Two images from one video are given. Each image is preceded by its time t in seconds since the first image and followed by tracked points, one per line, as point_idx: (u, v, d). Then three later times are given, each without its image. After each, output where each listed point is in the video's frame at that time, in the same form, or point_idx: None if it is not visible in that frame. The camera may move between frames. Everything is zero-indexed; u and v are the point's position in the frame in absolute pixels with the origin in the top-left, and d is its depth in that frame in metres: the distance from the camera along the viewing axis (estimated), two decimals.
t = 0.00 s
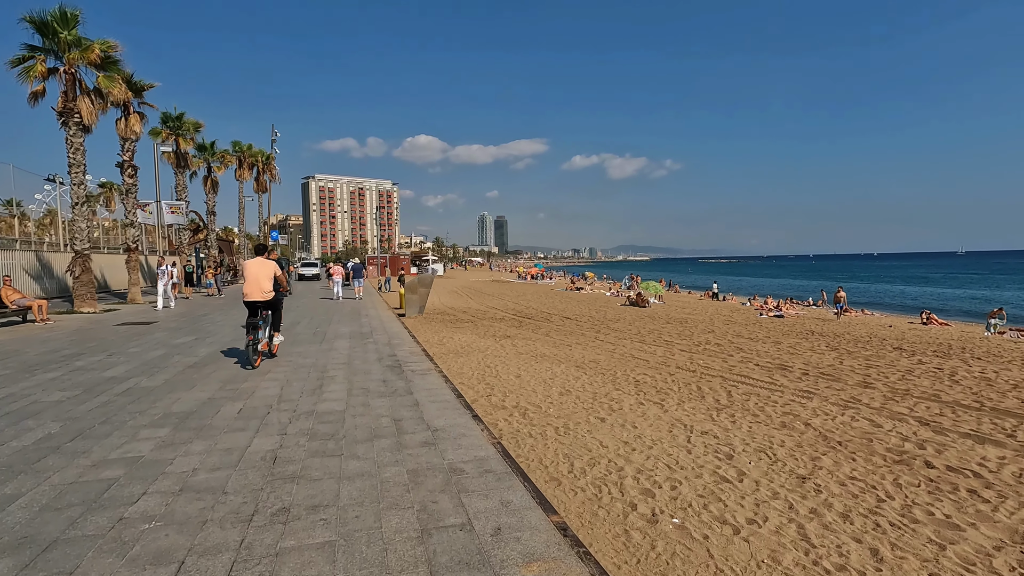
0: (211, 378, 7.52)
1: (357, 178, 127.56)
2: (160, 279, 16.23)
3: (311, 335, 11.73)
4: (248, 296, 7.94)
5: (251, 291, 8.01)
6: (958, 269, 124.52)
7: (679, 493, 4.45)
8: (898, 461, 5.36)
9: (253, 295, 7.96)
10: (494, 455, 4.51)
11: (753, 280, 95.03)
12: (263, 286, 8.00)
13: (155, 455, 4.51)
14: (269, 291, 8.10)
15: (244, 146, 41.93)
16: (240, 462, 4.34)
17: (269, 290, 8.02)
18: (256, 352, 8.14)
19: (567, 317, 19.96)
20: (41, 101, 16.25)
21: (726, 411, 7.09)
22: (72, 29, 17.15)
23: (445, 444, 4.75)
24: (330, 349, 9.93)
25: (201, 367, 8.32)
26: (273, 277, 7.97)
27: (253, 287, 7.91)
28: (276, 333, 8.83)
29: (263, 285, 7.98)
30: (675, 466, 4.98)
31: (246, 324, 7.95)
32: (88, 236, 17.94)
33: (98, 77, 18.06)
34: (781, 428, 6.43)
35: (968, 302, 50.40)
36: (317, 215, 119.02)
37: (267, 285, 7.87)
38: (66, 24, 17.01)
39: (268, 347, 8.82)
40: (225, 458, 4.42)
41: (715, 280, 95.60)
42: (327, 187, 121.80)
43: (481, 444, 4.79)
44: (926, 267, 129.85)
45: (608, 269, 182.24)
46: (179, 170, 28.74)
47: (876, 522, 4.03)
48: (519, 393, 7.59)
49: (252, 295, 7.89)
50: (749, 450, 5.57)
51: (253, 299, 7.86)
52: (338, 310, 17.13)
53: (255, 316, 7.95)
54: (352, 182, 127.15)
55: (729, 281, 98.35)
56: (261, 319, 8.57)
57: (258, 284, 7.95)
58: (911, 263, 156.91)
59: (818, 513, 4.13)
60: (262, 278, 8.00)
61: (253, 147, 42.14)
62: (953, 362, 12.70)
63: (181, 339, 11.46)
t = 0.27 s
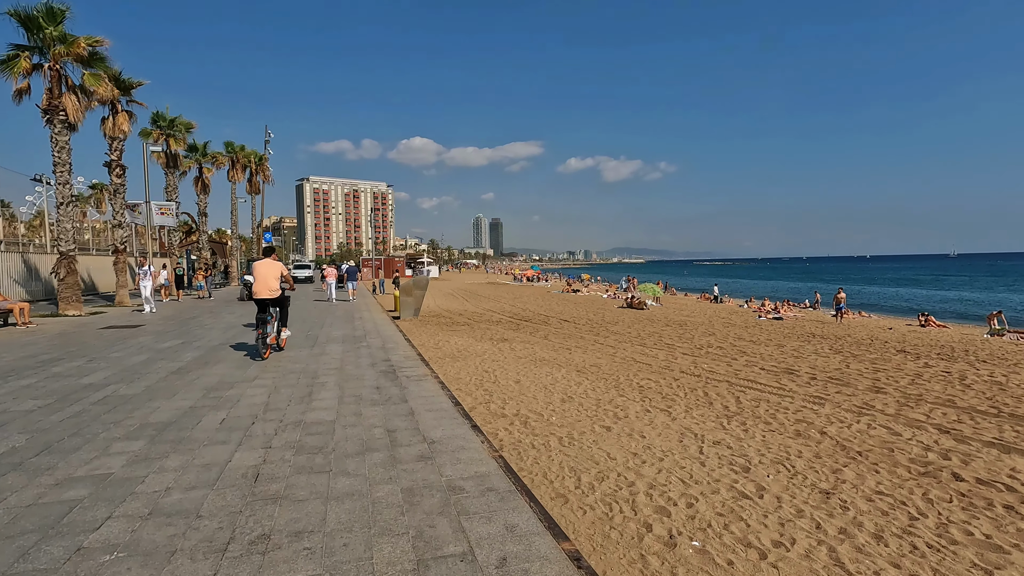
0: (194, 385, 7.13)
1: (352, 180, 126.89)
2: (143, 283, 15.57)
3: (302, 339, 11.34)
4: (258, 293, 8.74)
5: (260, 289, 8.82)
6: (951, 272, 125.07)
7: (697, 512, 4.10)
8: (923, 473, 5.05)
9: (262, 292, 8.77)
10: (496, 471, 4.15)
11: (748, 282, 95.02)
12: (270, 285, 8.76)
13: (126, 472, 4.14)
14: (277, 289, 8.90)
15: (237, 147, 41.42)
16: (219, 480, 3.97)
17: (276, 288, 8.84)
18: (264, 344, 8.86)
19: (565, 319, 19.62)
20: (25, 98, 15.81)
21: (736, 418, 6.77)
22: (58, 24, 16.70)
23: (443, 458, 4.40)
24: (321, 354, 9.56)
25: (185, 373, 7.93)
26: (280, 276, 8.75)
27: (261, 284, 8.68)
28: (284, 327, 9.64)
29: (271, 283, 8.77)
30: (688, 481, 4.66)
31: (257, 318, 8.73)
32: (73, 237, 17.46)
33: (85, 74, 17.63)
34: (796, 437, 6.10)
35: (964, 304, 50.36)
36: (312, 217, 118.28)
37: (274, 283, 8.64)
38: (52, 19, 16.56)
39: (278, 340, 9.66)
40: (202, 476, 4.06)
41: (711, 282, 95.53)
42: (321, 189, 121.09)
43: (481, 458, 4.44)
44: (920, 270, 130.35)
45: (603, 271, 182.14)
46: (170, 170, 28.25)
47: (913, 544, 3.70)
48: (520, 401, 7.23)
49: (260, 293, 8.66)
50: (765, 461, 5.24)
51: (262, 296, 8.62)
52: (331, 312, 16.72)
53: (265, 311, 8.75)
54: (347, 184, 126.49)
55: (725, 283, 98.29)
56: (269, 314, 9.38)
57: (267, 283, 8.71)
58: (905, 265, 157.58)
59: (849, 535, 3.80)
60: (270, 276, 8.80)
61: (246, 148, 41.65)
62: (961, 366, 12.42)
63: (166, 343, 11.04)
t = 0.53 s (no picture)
0: (177, 398, 6.75)
1: (346, 182, 126.37)
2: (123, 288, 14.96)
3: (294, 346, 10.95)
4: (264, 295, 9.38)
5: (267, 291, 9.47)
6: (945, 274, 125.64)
7: (718, 542, 3.79)
8: (953, 494, 4.76)
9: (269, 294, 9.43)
10: (500, 498, 3.80)
11: (744, 285, 95.07)
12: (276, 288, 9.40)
13: (95, 502, 3.77)
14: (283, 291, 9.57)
15: (229, 148, 40.92)
16: (197, 511, 3.61)
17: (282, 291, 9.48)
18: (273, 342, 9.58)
19: (563, 324, 19.30)
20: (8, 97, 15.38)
21: (748, 432, 6.47)
22: (44, 22, 16.27)
23: (442, 484, 4.05)
24: (313, 362, 9.19)
25: (169, 384, 7.55)
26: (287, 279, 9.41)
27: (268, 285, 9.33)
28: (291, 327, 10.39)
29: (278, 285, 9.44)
30: (706, 505, 4.34)
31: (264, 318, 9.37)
32: (59, 240, 16.99)
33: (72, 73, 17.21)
34: (813, 452, 5.80)
35: (959, 306, 50.38)
36: (306, 219, 117.56)
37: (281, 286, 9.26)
38: (37, 16, 16.13)
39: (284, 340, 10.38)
40: (178, 506, 3.70)
41: (706, 284, 95.53)
42: (316, 191, 120.44)
43: (483, 483, 4.09)
44: (913, 272, 130.96)
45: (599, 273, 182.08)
46: (160, 172, 27.77)
47: None
48: (521, 413, 6.89)
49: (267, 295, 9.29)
50: (784, 481, 4.93)
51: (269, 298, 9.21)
52: (324, 317, 16.32)
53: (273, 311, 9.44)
54: (341, 186, 125.82)
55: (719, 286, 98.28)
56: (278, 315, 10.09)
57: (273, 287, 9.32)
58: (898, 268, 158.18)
59: (885, 570, 3.49)
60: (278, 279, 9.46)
61: (238, 150, 41.15)
62: (968, 372, 12.17)
63: (150, 351, 10.61)
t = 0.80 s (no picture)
0: (163, 407, 6.38)
1: (341, 185, 125.85)
2: (106, 290, 14.47)
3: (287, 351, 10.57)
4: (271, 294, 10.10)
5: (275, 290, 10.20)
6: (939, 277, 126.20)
7: (748, 566, 3.47)
8: (989, 509, 4.47)
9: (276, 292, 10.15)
10: (510, 519, 3.48)
11: (739, 288, 95.07)
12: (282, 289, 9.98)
13: (65, 525, 3.42)
14: (290, 291, 10.25)
15: (222, 150, 40.47)
16: (176, 536, 3.26)
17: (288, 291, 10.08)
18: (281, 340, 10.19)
19: (563, 328, 18.96)
20: None
21: (764, 440, 6.17)
22: (30, 17, 15.86)
23: (446, 502, 3.72)
24: (306, 368, 8.84)
25: (154, 391, 7.18)
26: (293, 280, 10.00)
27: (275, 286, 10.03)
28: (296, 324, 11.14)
29: (286, 285, 10.17)
30: (730, 523, 4.03)
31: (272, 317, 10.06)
32: (45, 241, 16.55)
33: (59, 70, 16.82)
34: (834, 463, 5.51)
35: (956, 309, 50.33)
36: (300, 222, 116.90)
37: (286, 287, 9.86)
38: (23, 12, 15.72)
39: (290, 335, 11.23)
40: (156, 529, 3.36)
41: (703, 287, 95.50)
42: (310, 194, 119.85)
43: (491, 501, 3.76)
44: (907, 275, 131.49)
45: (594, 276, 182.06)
46: (151, 173, 27.33)
47: None
48: (525, 422, 6.57)
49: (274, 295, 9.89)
50: (808, 495, 4.63)
51: (276, 297, 9.89)
52: (318, 321, 15.92)
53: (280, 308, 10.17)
54: (336, 189, 125.28)
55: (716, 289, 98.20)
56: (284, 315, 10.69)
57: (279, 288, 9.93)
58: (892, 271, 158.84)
59: None
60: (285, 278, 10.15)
61: (232, 152, 40.73)
62: (978, 376, 11.91)
63: (137, 356, 10.22)
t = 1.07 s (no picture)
0: (147, 420, 6.03)
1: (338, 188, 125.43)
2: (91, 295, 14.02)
3: (281, 358, 10.23)
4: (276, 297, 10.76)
5: (280, 294, 11.06)
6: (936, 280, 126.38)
7: None
8: None
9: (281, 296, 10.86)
10: (522, 552, 3.16)
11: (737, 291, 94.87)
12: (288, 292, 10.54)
13: (28, 562, 3.07)
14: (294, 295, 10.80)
15: (218, 153, 40.08)
16: None
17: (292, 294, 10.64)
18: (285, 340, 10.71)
19: (563, 332, 18.66)
20: None
21: (783, 455, 5.86)
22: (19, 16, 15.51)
23: (451, 533, 3.39)
24: (301, 376, 8.49)
25: (140, 403, 6.83)
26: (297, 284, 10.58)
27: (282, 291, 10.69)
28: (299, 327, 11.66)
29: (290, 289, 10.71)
30: (759, 551, 3.72)
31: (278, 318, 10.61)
32: (34, 244, 16.18)
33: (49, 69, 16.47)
34: (860, 480, 5.20)
35: (955, 312, 50.17)
36: (297, 225, 116.38)
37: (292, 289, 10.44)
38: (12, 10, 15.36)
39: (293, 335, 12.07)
40: (129, 567, 3.02)
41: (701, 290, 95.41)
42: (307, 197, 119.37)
43: (501, 531, 3.43)
44: (904, 278, 131.68)
45: (592, 279, 181.93)
46: (144, 175, 26.95)
47: None
48: (531, 436, 6.25)
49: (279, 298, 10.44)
50: (839, 518, 4.32)
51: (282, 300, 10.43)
52: (314, 327, 15.56)
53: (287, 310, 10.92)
54: (333, 192, 124.91)
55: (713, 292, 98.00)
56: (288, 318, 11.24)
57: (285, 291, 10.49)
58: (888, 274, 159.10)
59: None
60: (290, 282, 11.01)
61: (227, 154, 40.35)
62: (990, 383, 11.63)
63: (125, 363, 9.86)
